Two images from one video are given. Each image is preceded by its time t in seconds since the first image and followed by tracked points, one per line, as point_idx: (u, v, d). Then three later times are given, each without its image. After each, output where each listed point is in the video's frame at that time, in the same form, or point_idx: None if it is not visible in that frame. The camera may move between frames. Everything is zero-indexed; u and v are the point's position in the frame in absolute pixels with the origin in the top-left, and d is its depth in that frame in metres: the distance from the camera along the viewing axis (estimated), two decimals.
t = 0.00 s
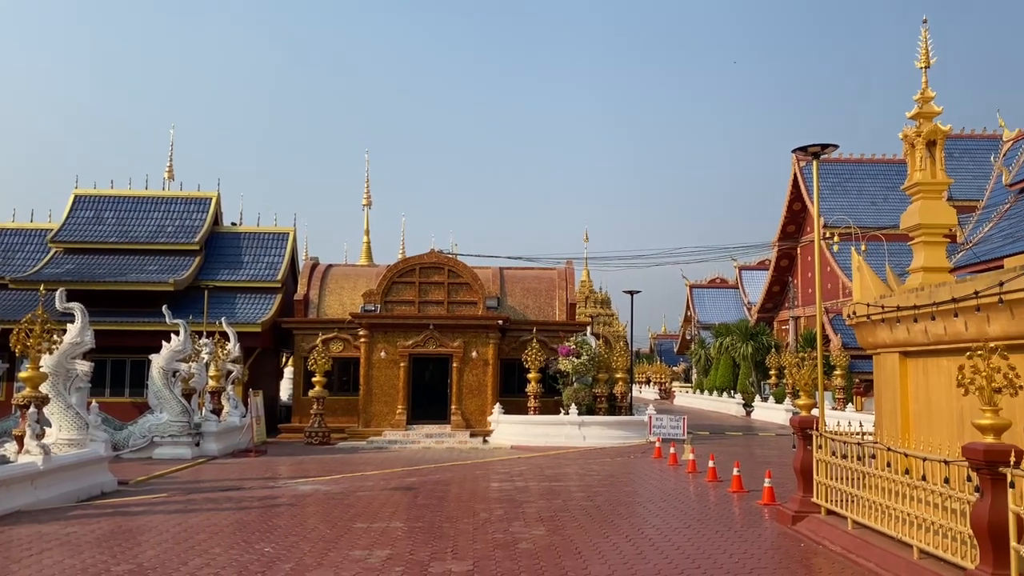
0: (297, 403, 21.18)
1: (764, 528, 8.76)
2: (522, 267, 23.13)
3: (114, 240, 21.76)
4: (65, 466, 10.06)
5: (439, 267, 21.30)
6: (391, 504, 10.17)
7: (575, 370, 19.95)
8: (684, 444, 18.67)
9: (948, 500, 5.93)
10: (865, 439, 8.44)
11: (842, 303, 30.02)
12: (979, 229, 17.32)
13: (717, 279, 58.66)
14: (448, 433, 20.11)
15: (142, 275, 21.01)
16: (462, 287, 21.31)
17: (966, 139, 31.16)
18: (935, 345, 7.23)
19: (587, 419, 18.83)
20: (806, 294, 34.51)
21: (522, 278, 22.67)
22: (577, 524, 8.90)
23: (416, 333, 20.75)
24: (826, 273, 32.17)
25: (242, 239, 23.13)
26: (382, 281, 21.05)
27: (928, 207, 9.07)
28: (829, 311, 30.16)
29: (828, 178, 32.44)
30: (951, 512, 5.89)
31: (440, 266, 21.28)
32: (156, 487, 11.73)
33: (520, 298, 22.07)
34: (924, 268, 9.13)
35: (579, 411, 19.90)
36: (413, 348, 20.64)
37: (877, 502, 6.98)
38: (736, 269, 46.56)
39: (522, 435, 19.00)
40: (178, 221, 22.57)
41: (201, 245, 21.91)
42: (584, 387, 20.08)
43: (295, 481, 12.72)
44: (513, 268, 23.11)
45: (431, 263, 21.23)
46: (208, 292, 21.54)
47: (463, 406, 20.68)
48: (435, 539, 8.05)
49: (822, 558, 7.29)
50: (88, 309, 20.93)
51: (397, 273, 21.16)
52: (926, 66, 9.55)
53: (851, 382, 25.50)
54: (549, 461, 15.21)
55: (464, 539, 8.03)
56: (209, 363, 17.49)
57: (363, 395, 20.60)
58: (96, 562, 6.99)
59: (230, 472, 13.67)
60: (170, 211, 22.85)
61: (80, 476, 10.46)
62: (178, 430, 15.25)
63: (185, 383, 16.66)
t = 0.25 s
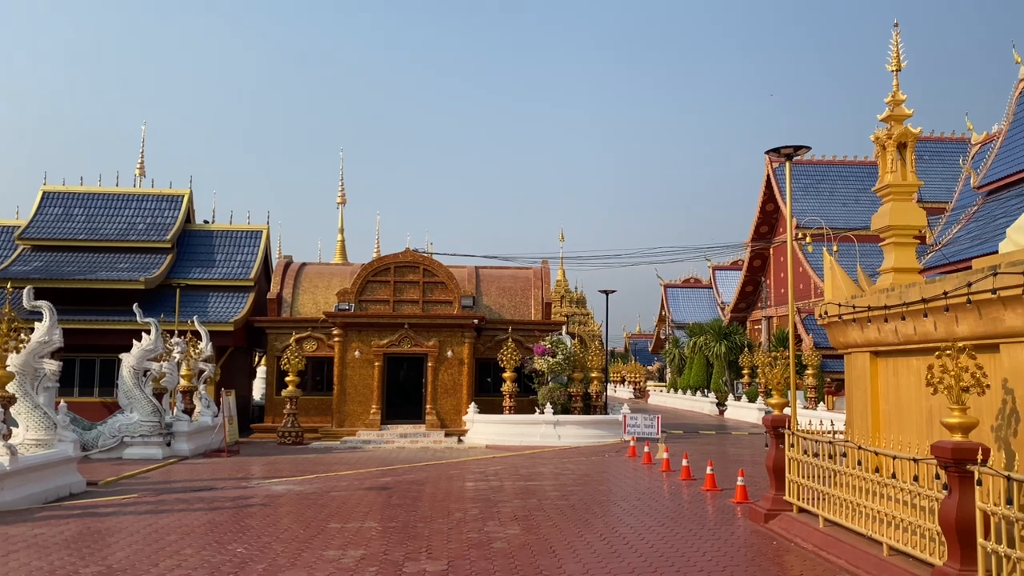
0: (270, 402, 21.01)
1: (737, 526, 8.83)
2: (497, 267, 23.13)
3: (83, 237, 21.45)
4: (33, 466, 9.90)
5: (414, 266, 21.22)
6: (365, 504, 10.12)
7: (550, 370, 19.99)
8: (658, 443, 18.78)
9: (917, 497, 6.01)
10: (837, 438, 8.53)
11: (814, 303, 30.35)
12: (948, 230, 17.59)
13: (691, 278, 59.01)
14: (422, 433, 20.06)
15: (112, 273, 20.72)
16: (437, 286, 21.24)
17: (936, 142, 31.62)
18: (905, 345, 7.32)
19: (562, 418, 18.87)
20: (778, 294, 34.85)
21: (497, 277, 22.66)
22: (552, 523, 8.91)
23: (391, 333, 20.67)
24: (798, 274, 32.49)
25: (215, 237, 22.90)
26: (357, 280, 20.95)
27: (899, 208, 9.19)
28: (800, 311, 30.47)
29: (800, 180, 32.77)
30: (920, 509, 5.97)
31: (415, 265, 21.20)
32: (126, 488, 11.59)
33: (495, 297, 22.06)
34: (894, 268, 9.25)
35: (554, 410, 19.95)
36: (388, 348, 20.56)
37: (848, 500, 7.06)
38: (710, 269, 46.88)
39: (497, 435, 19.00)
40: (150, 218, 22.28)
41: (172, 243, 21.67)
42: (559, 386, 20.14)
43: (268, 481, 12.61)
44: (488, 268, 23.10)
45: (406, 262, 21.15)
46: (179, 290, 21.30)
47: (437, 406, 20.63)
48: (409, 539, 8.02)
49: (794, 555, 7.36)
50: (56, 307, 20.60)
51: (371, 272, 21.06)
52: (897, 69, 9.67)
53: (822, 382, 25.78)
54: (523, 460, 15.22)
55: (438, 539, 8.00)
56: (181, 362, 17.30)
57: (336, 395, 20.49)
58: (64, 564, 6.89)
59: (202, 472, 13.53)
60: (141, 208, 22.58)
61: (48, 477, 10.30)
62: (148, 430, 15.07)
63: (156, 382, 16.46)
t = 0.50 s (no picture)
0: (242, 401, 20.83)
1: (709, 524, 8.90)
2: (472, 266, 23.10)
3: (52, 234, 21.12)
4: None
5: (389, 265, 21.14)
6: (339, 504, 10.07)
7: (525, 369, 20.02)
8: (632, 442, 18.87)
9: (886, 495, 6.10)
10: (807, 436, 8.63)
11: (786, 303, 30.65)
12: (916, 232, 17.86)
13: (665, 278, 59.39)
14: (396, 432, 20.00)
15: (81, 271, 20.42)
16: (412, 285, 21.15)
17: (906, 145, 32.07)
18: (875, 344, 7.42)
19: (537, 417, 18.91)
20: (751, 294, 35.17)
21: (472, 276, 22.64)
22: (527, 521, 8.93)
23: (365, 332, 20.58)
24: (770, 274, 32.81)
25: (187, 235, 22.66)
26: (331, 278, 20.82)
27: (869, 210, 9.32)
28: (772, 311, 30.77)
29: (773, 181, 33.09)
30: (888, 506, 6.06)
31: (389, 264, 21.12)
32: (95, 488, 11.44)
33: (470, 296, 22.04)
34: (864, 269, 9.38)
35: (528, 409, 19.98)
36: (362, 347, 20.46)
37: (819, 497, 7.15)
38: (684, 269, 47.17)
39: (472, 434, 18.99)
40: (120, 215, 21.99)
41: (143, 240, 21.39)
42: (534, 385, 20.18)
43: (240, 480, 12.51)
44: (463, 267, 23.07)
45: (381, 260, 21.07)
46: (150, 288, 21.04)
47: (412, 405, 20.57)
48: (382, 538, 8.00)
49: (766, 552, 7.45)
50: (24, 305, 20.27)
51: (345, 270, 20.94)
52: (869, 72, 9.80)
53: (794, 381, 26.06)
54: (498, 460, 15.23)
55: (412, 538, 7.99)
56: (151, 360, 17.10)
57: (310, 394, 20.36)
58: (32, 565, 6.78)
59: (173, 472, 13.38)
60: (111, 205, 22.28)
61: (15, 477, 10.13)
62: (118, 429, 14.88)
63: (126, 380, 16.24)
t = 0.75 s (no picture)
0: (213, 400, 20.60)
1: (681, 522, 8.96)
2: (447, 264, 23.05)
3: (18, 230, 20.76)
4: None
5: (363, 263, 21.04)
6: (311, 503, 10.01)
7: (499, 368, 20.01)
8: (606, 441, 18.94)
9: (855, 493, 6.18)
10: (778, 435, 8.72)
11: (757, 303, 30.94)
12: (886, 234, 18.10)
13: (640, 277, 59.67)
14: (369, 431, 19.91)
15: (49, 268, 20.10)
16: (386, 283, 21.04)
17: (876, 148, 32.49)
18: (845, 344, 7.51)
19: (511, 416, 18.93)
20: (724, 294, 35.45)
21: (447, 275, 22.59)
22: (500, 520, 8.93)
23: (338, 330, 20.46)
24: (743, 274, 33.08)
25: (158, 231, 22.39)
26: (304, 276, 20.67)
27: (840, 212, 9.43)
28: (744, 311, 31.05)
29: (746, 182, 33.38)
30: (857, 505, 6.14)
31: (363, 262, 21.02)
32: (62, 488, 11.26)
33: (445, 295, 22.00)
34: (835, 270, 9.49)
35: (503, 408, 19.98)
36: (335, 345, 20.34)
37: (789, 495, 7.23)
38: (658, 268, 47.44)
39: (445, 433, 18.95)
40: (89, 210, 21.68)
41: (113, 236, 21.10)
42: (508, 384, 20.20)
43: (210, 480, 12.37)
44: (438, 266, 23.02)
45: (355, 259, 20.96)
46: (120, 285, 20.76)
47: (385, 404, 20.50)
48: (355, 538, 7.96)
49: (737, 550, 7.51)
50: None
51: (319, 268, 20.79)
52: (840, 75, 9.92)
53: (765, 380, 26.31)
54: (471, 459, 15.21)
55: (385, 537, 7.96)
56: (121, 358, 16.86)
57: (282, 392, 20.21)
58: None
59: (142, 471, 13.21)
60: (80, 200, 21.94)
61: None
62: (86, 428, 14.67)
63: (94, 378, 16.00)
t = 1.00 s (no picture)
0: (184, 398, 20.38)
1: (654, 520, 9.02)
2: (422, 263, 22.99)
3: None
4: None
5: (336, 261, 20.92)
6: (283, 502, 9.94)
7: (474, 366, 19.99)
8: (579, 439, 19.00)
9: (824, 491, 6.25)
10: (750, 434, 8.80)
11: (730, 303, 31.20)
12: (856, 235, 18.33)
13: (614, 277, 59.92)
14: (342, 430, 19.81)
15: (16, 264, 19.76)
16: (360, 282, 20.94)
17: (847, 150, 32.88)
18: (815, 343, 7.60)
19: (485, 415, 18.95)
20: (697, 293, 35.70)
21: (421, 273, 22.53)
22: (474, 519, 8.92)
23: (311, 328, 20.33)
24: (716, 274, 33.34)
25: (128, 228, 22.11)
26: (276, 274, 20.50)
27: (811, 213, 9.55)
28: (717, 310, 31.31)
29: (719, 183, 33.64)
30: (826, 502, 6.22)
31: (337, 260, 20.90)
32: (28, 487, 11.07)
33: (419, 293, 21.94)
34: (806, 270, 9.60)
35: (477, 407, 19.98)
36: (308, 344, 20.21)
37: (760, 493, 7.31)
38: (632, 268, 47.67)
39: (419, 432, 18.90)
40: (58, 206, 21.34)
41: (82, 232, 20.79)
42: (483, 383, 20.19)
43: (181, 479, 12.23)
44: (413, 264, 22.95)
45: (328, 256, 20.84)
46: (89, 282, 20.47)
47: (359, 402, 20.40)
48: (327, 537, 7.91)
49: (708, 547, 7.57)
50: None
51: (292, 266, 20.63)
52: (812, 78, 10.03)
53: (737, 378, 26.55)
54: (445, 457, 15.18)
55: (359, 536, 7.93)
56: (89, 356, 16.62)
57: (254, 391, 20.05)
58: None
59: (110, 470, 13.03)
60: (48, 196, 21.61)
61: None
62: (53, 427, 14.45)
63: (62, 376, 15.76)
